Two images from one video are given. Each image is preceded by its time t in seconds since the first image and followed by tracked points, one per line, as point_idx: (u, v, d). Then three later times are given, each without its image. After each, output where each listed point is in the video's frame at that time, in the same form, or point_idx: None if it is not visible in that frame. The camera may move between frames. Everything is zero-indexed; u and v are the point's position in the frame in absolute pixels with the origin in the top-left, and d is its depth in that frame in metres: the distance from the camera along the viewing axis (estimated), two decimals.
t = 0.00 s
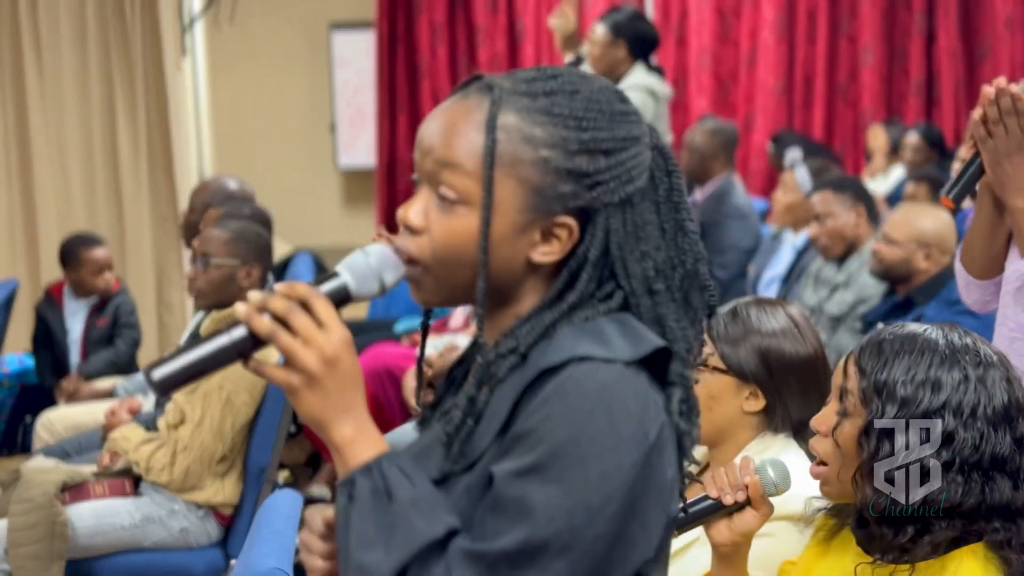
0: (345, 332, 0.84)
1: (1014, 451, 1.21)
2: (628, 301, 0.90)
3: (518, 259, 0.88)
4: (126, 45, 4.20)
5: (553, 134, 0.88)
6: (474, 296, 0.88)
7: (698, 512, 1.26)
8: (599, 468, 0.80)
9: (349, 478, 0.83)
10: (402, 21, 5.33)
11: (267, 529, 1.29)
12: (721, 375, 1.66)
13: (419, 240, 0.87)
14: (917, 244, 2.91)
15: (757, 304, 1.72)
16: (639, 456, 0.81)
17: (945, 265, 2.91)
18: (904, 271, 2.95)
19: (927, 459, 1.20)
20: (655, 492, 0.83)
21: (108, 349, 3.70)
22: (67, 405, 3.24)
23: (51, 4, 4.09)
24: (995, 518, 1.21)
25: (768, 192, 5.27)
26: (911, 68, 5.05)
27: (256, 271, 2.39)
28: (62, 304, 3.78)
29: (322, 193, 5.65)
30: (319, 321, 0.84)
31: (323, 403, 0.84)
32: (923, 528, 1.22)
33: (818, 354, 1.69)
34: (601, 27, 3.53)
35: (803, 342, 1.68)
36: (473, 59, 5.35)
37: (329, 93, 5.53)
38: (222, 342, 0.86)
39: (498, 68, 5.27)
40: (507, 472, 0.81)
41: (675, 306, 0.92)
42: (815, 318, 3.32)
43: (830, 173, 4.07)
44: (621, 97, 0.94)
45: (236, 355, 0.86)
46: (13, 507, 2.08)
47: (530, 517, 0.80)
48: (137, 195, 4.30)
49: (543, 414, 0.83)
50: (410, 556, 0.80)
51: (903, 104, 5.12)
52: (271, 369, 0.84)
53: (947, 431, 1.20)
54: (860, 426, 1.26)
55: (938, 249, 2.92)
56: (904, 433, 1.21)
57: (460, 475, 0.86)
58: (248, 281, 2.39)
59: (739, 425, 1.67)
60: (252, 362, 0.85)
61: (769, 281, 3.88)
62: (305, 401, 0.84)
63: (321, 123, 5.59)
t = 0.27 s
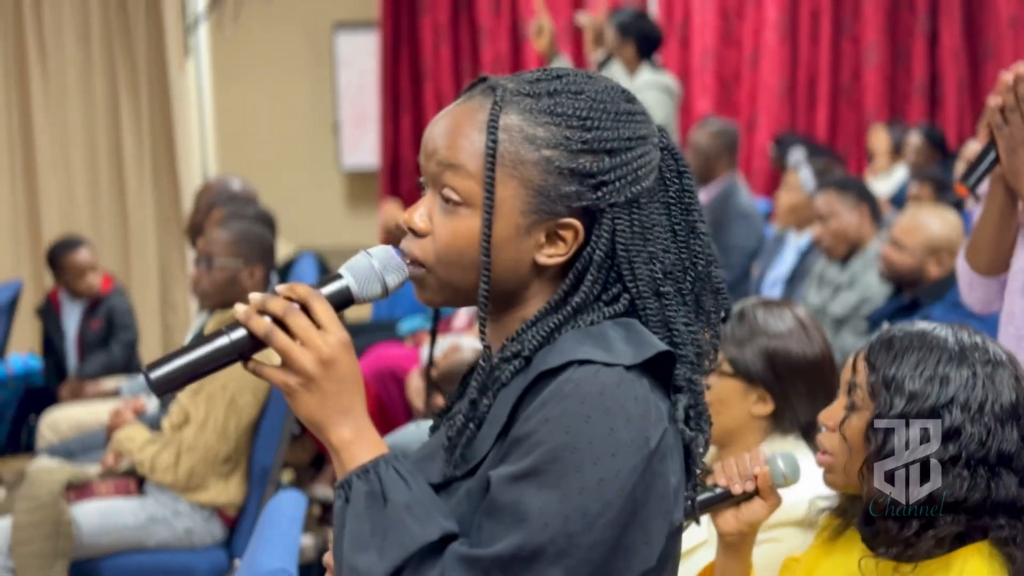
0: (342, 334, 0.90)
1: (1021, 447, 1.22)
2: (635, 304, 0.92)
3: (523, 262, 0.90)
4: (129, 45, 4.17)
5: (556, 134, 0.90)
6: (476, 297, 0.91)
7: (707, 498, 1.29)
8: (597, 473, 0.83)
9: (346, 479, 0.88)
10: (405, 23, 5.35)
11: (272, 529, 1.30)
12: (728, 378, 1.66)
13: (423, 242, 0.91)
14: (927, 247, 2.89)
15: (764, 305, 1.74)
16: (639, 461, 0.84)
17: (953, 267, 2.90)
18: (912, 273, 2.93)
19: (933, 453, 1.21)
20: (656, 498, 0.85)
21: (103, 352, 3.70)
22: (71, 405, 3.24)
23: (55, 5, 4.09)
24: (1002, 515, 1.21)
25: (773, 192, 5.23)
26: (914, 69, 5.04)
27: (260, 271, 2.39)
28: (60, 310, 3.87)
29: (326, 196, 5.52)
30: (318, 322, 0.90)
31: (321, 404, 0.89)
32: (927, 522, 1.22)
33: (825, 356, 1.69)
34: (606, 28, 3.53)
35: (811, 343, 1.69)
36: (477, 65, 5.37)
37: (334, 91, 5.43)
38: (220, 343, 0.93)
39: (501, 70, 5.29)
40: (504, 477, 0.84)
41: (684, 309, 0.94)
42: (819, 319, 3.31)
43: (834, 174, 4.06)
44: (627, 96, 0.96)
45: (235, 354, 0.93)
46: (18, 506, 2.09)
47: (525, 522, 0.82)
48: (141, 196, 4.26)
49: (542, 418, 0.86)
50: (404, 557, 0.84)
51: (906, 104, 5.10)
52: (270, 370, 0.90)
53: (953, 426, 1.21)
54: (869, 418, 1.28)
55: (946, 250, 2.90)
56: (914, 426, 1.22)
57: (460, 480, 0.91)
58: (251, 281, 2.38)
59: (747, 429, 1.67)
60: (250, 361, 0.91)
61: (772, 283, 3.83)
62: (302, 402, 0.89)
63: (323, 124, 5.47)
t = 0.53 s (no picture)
0: (338, 337, 0.96)
1: (1016, 430, 1.26)
2: (637, 308, 0.97)
3: (524, 267, 0.96)
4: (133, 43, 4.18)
5: (555, 137, 0.95)
6: (473, 299, 0.97)
7: (712, 486, 1.34)
8: (585, 481, 0.86)
9: (340, 482, 0.94)
10: (408, 23, 5.34)
11: (276, 528, 1.31)
12: (735, 379, 1.66)
13: (424, 247, 0.97)
14: (929, 247, 2.89)
15: (770, 305, 1.76)
16: (628, 470, 0.87)
17: (956, 267, 2.89)
18: (916, 273, 2.93)
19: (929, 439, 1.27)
20: (650, 507, 0.88)
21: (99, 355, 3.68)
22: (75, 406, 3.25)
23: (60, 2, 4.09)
24: (1002, 498, 1.26)
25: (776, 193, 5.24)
26: (917, 69, 5.04)
27: (261, 271, 2.38)
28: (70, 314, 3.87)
29: (329, 191, 5.53)
30: (315, 326, 0.97)
31: (314, 404, 0.95)
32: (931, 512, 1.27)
33: (832, 357, 1.70)
34: (610, 29, 3.53)
35: (820, 345, 1.70)
36: (480, 63, 5.38)
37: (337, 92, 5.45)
38: (219, 344, 1.01)
39: (504, 71, 5.30)
40: (493, 484, 0.87)
41: (689, 314, 0.99)
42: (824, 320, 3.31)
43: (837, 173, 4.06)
44: (628, 100, 1.01)
45: (236, 355, 1.01)
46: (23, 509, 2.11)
47: (512, 530, 0.85)
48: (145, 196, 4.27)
49: (532, 425, 0.89)
50: (392, 562, 0.88)
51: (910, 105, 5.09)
52: (268, 373, 0.97)
53: (947, 413, 1.27)
54: (864, 413, 1.34)
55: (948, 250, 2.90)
56: (909, 414, 1.28)
57: (458, 486, 0.96)
58: (253, 281, 2.38)
59: (752, 430, 1.67)
60: (249, 363, 0.98)
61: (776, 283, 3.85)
62: (296, 403, 0.95)
63: (329, 120, 5.49)
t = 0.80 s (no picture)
0: (332, 337, 0.99)
1: (1007, 414, 1.29)
2: (635, 310, 0.97)
3: (521, 267, 0.97)
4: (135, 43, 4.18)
5: (553, 136, 0.96)
6: (471, 296, 0.99)
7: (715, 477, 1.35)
8: (567, 487, 0.86)
9: (331, 482, 0.95)
10: (411, 25, 5.35)
11: (278, 529, 1.30)
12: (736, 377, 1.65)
13: (424, 245, 0.99)
14: (932, 246, 2.89)
15: (772, 305, 1.76)
16: (614, 477, 0.87)
17: (960, 267, 2.89)
18: (920, 273, 2.92)
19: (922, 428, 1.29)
20: (637, 515, 0.88)
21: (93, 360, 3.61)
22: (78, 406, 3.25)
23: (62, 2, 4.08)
24: (998, 480, 1.28)
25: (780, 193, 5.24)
26: (921, 69, 5.04)
27: (263, 271, 2.38)
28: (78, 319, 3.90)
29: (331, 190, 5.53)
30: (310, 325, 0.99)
31: (310, 405, 0.97)
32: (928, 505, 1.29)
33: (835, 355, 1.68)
34: (613, 29, 3.53)
35: (821, 342, 1.68)
36: (483, 63, 5.39)
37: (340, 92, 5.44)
38: (214, 342, 1.04)
39: (507, 72, 5.30)
40: (479, 488, 0.88)
41: (691, 318, 0.99)
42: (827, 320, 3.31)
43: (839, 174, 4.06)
44: (633, 99, 1.01)
45: (230, 353, 1.04)
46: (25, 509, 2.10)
47: (494, 535, 0.86)
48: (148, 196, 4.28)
49: (519, 429, 0.90)
50: (377, 564, 0.89)
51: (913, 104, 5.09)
52: (262, 371, 0.99)
53: (938, 402, 1.29)
54: (856, 410, 1.35)
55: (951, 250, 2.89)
56: (901, 405, 1.29)
57: (450, 487, 0.97)
58: (255, 281, 2.38)
59: (755, 427, 1.67)
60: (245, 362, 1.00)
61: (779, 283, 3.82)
62: (292, 404, 0.97)
63: (331, 120, 5.49)
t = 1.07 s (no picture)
0: (330, 341, 0.98)
1: (994, 404, 1.33)
2: (632, 313, 0.97)
3: (517, 270, 0.98)
4: (138, 46, 4.18)
5: (547, 139, 0.96)
6: (466, 300, 0.99)
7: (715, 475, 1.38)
8: (559, 493, 0.87)
9: (329, 485, 0.95)
10: (414, 26, 5.36)
11: (279, 531, 1.31)
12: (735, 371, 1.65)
13: (423, 248, 1.00)
14: (935, 245, 2.88)
15: (771, 304, 1.76)
16: (606, 484, 0.87)
17: (964, 266, 2.88)
18: (924, 273, 2.92)
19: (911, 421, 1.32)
20: (631, 519, 0.88)
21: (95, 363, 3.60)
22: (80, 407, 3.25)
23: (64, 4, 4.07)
24: (988, 470, 1.33)
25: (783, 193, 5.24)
26: (925, 68, 5.04)
27: (267, 272, 2.38)
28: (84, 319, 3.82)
29: (334, 189, 5.52)
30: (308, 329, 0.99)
31: (308, 408, 0.97)
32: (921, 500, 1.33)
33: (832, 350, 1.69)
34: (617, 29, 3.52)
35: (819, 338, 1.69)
36: (486, 62, 5.40)
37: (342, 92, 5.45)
38: (214, 345, 1.04)
39: (510, 72, 5.31)
40: (473, 494, 0.88)
41: (688, 320, 0.99)
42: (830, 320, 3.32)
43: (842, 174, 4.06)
44: (629, 100, 1.01)
45: (229, 356, 1.04)
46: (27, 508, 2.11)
47: (487, 541, 0.86)
48: (150, 196, 4.28)
49: (512, 435, 0.90)
50: (373, 569, 0.90)
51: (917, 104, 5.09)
52: (261, 375, 0.99)
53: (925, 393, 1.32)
54: (844, 406, 1.38)
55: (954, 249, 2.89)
56: (888, 398, 1.33)
57: (448, 490, 0.97)
58: (259, 282, 2.38)
59: (756, 423, 1.66)
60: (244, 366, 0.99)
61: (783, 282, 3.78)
62: (291, 407, 0.97)
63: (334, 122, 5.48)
